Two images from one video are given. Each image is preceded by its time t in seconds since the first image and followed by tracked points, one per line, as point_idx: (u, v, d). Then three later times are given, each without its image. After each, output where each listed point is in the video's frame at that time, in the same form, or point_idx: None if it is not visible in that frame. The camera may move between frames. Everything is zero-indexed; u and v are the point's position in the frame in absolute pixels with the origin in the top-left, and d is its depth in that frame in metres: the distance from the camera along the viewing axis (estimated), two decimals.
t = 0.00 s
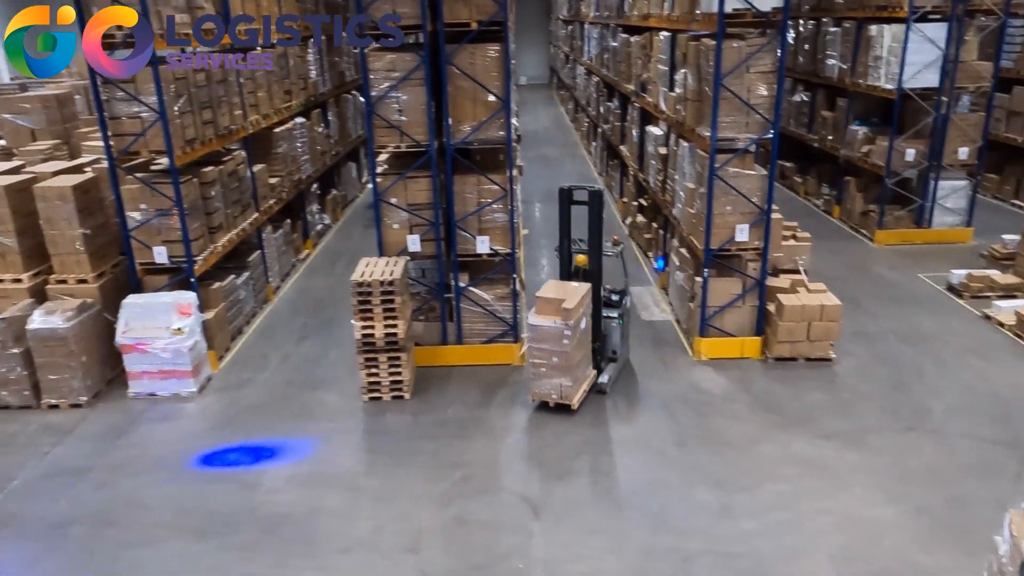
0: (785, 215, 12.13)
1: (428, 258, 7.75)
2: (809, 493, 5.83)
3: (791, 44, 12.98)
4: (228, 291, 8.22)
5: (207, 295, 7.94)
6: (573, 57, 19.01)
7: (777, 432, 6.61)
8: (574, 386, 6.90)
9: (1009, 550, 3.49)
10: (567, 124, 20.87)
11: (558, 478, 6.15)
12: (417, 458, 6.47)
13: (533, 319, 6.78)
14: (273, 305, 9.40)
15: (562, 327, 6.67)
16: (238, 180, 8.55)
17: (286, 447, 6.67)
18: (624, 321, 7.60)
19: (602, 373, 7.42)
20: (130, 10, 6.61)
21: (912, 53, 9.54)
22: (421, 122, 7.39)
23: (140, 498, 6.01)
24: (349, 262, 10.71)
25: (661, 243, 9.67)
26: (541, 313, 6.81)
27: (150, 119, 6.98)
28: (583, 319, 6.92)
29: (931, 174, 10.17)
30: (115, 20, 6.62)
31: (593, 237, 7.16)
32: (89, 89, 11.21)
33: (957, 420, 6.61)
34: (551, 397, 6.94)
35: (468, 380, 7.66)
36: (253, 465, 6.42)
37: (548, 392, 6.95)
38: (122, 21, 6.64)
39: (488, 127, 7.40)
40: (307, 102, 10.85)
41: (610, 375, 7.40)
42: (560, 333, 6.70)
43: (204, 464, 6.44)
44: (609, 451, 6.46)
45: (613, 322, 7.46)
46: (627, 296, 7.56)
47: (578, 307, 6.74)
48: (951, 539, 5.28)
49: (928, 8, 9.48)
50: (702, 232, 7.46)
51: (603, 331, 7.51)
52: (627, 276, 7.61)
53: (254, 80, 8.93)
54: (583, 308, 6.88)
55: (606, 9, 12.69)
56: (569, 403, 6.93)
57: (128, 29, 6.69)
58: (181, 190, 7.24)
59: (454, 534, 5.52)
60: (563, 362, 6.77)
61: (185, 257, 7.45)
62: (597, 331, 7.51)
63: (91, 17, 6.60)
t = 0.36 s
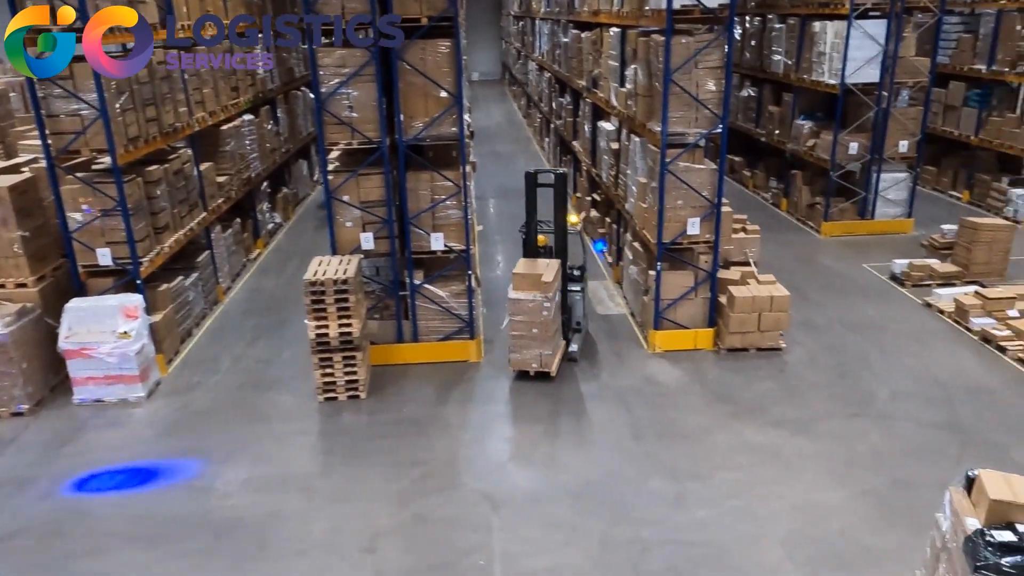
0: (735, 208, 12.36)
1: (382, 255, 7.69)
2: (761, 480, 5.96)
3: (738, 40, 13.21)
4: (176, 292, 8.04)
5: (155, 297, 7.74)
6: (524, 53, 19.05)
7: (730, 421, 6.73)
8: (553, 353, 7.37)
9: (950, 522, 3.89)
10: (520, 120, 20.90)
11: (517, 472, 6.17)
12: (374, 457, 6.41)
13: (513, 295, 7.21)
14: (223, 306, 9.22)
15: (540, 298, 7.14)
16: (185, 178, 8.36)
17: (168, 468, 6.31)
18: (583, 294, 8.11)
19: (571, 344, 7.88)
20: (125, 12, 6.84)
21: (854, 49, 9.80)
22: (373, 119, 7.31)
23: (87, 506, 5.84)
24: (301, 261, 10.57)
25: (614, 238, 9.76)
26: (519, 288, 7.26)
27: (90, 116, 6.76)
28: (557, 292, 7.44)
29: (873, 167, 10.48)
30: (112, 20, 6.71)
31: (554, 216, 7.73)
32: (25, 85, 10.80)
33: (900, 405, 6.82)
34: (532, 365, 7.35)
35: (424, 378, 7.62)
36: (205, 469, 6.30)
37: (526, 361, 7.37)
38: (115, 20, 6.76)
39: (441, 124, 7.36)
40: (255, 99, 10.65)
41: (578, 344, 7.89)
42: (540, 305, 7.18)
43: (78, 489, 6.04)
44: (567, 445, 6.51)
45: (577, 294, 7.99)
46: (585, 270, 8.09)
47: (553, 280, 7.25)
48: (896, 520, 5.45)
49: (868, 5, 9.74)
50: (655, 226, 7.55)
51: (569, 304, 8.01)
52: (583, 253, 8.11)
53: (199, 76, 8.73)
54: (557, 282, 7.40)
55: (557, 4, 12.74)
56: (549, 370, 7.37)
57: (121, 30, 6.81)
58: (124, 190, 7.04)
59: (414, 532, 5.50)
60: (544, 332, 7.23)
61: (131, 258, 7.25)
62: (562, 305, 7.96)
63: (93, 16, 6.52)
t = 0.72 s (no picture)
0: (702, 205, 12.49)
1: (351, 255, 7.62)
2: (730, 474, 6.02)
3: (703, 38, 13.34)
4: (140, 295, 7.89)
5: (118, 300, 7.59)
6: (492, 50, 19.05)
7: (700, 416, 6.80)
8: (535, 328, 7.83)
9: (914, 505, 4.01)
10: (488, 118, 20.91)
11: (489, 471, 6.16)
12: (345, 459, 6.36)
13: (498, 276, 7.59)
14: (188, 309, 9.08)
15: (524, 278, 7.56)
16: (147, 179, 8.20)
17: (66, 493, 5.96)
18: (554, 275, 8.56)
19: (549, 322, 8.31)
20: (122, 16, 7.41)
21: (816, 48, 9.95)
22: (339, 118, 7.25)
23: (50, 517, 5.70)
24: (268, 261, 10.45)
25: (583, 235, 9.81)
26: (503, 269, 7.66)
27: (48, 116, 6.59)
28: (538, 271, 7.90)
29: (836, 164, 10.67)
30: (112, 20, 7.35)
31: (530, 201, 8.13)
32: None
33: (865, 396, 6.95)
34: (516, 341, 7.78)
35: (395, 379, 7.58)
36: (173, 475, 6.20)
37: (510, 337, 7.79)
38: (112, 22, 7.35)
39: (408, 122, 7.32)
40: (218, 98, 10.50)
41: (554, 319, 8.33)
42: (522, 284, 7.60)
43: None
44: (539, 442, 6.52)
45: (549, 274, 8.33)
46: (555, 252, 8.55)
47: (533, 261, 7.69)
48: (863, 509, 5.55)
49: (829, 4, 9.90)
50: (623, 223, 7.59)
51: (540, 284, 8.35)
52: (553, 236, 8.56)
53: (161, 75, 8.58)
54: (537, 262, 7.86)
55: (524, 3, 12.75)
56: (532, 345, 7.83)
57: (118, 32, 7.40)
58: (84, 191, 6.88)
59: (387, 533, 5.47)
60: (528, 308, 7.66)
61: (92, 261, 7.10)
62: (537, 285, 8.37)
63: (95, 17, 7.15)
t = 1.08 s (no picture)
0: (668, 201, 12.61)
1: (316, 254, 7.56)
2: (698, 466, 6.09)
3: (666, 36, 13.47)
4: (99, 297, 7.73)
5: (76, 302, 7.43)
6: (457, 48, 19.03)
7: (667, 410, 6.86)
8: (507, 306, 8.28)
9: (875, 487, 4.10)
10: (454, 116, 20.88)
11: (458, 469, 6.15)
12: (313, 460, 6.30)
13: (473, 255, 8.08)
14: (150, 310, 8.92)
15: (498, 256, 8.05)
16: (105, 179, 8.03)
17: None
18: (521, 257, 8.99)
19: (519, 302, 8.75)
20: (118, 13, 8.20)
21: (777, 45, 10.09)
22: (303, 115, 7.16)
23: (8, 526, 5.54)
24: (232, 262, 10.31)
25: (550, 232, 9.84)
26: (478, 248, 8.18)
27: None
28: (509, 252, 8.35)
29: (798, 160, 10.85)
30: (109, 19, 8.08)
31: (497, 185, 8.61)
32: None
33: (828, 388, 7.08)
34: (491, 317, 8.23)
35: (363, 378, 7.53)
36: (135, 480, 6.07)
37: (484, 313, 8.25)
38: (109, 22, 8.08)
39: (373, 120, 7.27)
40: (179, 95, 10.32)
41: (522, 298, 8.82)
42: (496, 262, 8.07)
43: None
44: (508, 439, 6.53)
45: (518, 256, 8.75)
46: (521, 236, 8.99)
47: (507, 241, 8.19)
48: (826, 499, 5.66)
49: (790, 2, 10.05)
50: (590, 220, 7.62)
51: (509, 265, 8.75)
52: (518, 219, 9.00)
53: (119, 72, 8.41)
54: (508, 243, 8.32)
55: None
56: (506, 320, 8.30)
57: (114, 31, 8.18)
58: (40, 191, 6.71)
59: (357, 533, 5.43)
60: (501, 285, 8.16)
61: (50, 263, 6.93)
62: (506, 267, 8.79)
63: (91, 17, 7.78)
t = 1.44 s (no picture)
0: (634, 198, 12.71)
1: (281, 254, 7.47)
2: (666, 460, 6.15)
3: (630, 34, 13.56)
4: (57, 300, 7.55)
5: (33, 305, 7.24)
6: (422, 46, 18.95)
7: (635, 405, 6.92)
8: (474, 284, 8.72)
9: (833, 472, 4.21)
10: (419, 114, 20.78)
11: (427, 468, 6.14)
12: (280, 462, 6.24)
13: (442, 236, 8.50)
14: (110, 312, 8.75)
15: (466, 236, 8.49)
16: (62, 178, 7.85)
17: None
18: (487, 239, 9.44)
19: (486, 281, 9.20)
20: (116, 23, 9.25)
21: (740, 44, 10.22)
22: (266, 113, 7.07)
23: None
24: (195, 262, 10.15)
25: (517, 230, 9.85)
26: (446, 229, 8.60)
27: None
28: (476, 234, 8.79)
29: (760, 157, 10.99)
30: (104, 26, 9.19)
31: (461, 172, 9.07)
32: None
33: (792, 381, 7.20)
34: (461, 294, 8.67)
35: (330, 378, 7.47)
36: (96, 486, 5.94)
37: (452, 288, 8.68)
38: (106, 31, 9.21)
39: (337, 118, 7.20)
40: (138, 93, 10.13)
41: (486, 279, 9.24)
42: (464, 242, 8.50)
43: None
44: (477, 437, 6.53)
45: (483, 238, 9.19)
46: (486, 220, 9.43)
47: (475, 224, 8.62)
48: (791, 490, 5.75)
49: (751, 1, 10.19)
50: (557, 217, 7.65)
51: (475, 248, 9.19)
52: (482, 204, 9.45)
53: (75, 70, 8.22)
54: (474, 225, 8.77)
55: None
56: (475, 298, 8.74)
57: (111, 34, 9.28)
58: None
59: (326, 534, 5.39)
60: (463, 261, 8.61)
61: (4, 265, 6.74)
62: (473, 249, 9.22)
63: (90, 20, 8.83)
